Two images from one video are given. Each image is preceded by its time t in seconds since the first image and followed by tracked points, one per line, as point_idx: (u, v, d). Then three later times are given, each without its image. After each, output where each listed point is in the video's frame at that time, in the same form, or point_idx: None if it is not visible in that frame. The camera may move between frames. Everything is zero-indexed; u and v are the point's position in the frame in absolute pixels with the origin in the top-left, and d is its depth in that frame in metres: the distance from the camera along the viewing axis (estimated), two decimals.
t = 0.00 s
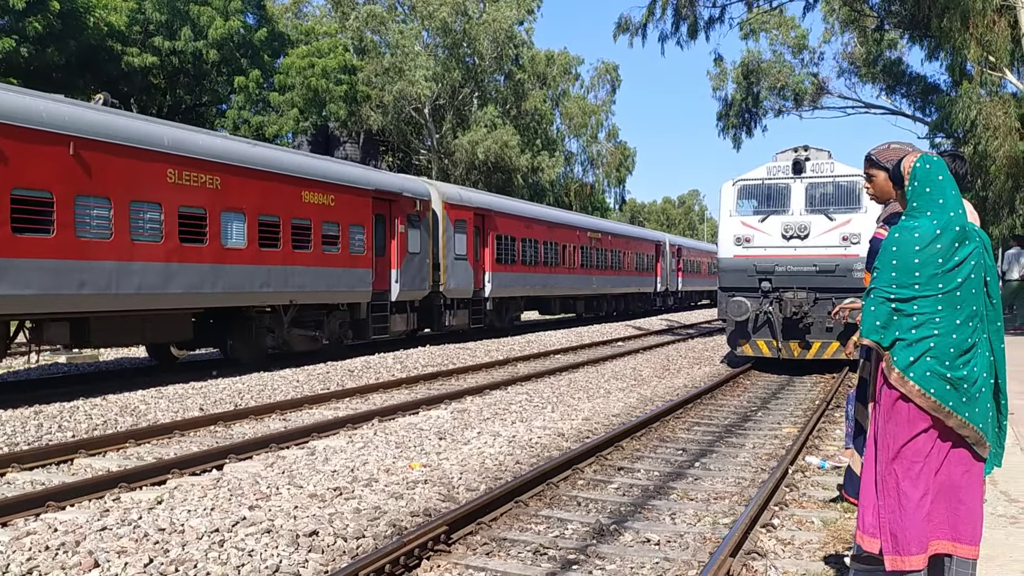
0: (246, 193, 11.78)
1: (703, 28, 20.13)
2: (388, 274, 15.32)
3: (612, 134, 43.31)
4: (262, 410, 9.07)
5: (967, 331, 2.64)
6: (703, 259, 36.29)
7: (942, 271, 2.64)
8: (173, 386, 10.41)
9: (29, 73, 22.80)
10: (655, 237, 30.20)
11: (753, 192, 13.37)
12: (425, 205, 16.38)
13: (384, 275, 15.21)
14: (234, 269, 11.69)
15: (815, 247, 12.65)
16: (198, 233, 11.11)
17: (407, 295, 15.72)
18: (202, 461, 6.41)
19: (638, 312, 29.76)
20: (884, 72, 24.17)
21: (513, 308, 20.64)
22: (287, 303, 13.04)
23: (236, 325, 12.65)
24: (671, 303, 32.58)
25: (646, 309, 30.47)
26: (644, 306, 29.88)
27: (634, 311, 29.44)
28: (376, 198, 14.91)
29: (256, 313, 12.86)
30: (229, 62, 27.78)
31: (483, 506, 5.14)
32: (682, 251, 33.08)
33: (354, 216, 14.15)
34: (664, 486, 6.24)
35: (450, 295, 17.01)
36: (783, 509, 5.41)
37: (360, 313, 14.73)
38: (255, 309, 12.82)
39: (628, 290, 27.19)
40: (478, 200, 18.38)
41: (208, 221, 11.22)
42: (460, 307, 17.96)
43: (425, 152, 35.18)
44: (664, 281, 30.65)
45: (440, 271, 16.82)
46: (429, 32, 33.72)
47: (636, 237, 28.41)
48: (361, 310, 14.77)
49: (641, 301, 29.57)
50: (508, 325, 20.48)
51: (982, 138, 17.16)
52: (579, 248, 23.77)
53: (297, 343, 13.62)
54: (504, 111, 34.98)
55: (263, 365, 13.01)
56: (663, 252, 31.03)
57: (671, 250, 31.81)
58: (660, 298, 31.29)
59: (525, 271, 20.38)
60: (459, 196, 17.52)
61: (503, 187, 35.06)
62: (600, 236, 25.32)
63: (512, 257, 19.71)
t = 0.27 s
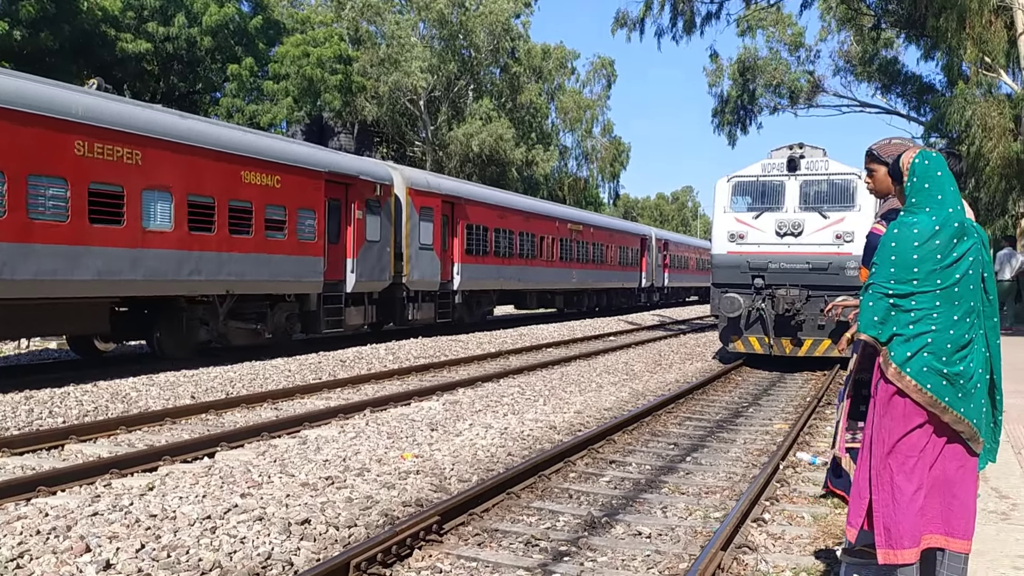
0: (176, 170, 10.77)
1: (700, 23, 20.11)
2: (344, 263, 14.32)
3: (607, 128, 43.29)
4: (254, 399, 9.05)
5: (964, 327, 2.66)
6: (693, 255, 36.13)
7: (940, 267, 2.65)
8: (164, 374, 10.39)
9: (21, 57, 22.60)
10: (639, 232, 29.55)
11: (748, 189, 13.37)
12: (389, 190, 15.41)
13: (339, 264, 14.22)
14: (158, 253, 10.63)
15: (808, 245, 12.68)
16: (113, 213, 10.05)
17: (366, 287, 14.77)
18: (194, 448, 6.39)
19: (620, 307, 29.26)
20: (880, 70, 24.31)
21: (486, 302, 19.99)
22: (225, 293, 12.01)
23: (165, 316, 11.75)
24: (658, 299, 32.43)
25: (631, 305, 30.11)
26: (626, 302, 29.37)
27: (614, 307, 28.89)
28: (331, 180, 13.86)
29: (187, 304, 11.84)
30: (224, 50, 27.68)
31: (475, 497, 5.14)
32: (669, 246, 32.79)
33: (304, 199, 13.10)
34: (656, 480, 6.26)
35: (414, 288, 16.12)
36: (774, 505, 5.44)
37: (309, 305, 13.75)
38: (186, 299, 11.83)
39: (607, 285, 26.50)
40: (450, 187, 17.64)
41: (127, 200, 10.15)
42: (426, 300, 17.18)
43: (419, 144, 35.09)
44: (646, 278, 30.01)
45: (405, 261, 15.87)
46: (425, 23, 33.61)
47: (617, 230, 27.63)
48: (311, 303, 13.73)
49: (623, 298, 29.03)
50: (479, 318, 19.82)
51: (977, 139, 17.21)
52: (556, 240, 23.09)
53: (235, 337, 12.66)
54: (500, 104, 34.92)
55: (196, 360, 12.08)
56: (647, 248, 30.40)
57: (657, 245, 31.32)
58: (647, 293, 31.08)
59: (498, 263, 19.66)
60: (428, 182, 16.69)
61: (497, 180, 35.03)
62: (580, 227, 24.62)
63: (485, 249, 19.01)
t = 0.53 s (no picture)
0: (89, 139, 9.66)
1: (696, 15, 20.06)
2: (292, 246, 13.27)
3: (600, 120, 43.23)
4: (243, 385, 9.03)
5: (959, 323, 2.68)
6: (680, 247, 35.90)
7: (936, 263, 2.67)
8: (153, 358, 10.35)
9: (12, 36, 22.36)
10: (617, 224, 28.75)
11: (740, 182, 13.40)
12: (342, 169, 14.32)
13: (284, 249, 13.11)
14: (62, 233, 9.47)
15: (799, 239, 12.72)
16: (7, 185, 8.86)
17: (317, 274, 13.73)
18: (183, 433, 6.37)
19: (600, 300, 28.67)
20: (873, 67, 24.34)
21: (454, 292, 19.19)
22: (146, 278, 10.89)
23: (78, 304, 10.71)
24: (643, 292, 32.23)
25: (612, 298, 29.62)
26: (606, 295, 28.71)
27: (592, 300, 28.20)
28: (273, 157, 12.74)
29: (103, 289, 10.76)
30: (217, 34, 27.48)
31: (464, 486, 5.14)
32: (653, 237, 32.42)
33: (242, 175, 11.98)
34: (645, 471, 6.29)
35: (370, 275, 15.15)
36: (762, 497, 5.47)
37: (249, 293, 12.62)
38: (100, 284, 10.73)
39: (582, 277, 25.68)
40: (413, 170, 16.77)
41: (25, 170, 8.97)
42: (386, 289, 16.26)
43: (412, 132, 34.98)
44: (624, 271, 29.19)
45: (360, 248, 14.92)
46: (420, 11, 33.46)
47: (594, 220, 26.79)
48: (251, 291, 12.61)
49: (602, 291, 28.35)
50: (448, 310, 19.00)
51: (969, 137, 17.29)
52: (529, 228, 22.32)
53: (161, 327, 11.57)
54: (493, 94, 34.82)
55: (112, 352, 11.06)
56: (627, 239, 29.59)
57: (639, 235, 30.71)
58: (632, 286, 30.78)
59: (466, 251, 18.84)
60: (387, 164, 15.76)
61: (490, 170, 34.98)
62: (554, 216, 23.81)
63: (452, 236, 18.22)
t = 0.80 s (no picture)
0: None
1: (697, 11, 20.01)
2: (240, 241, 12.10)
3: (600, 117, 43.18)
4: (246, 382, 8.98)
5: (983, 311, 2.64)
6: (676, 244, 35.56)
7: (961, 249, 2.63)
8: (155, 356, 10.31)
9: (10, 35, 22.27)
10: (604, 219, 27.83)
11: (742, 178, 13.35)
12: (298, 157, 13.14)
13: (229, 244, 11.90)
14: None
15: (802, 235, 12.68)
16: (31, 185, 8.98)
17: (268, 271, 12.53)
18: (186, 430, 6.34)
19: (588, 299, 27.94)
20: (875, 61, 24.28)
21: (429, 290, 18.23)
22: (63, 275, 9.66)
23: None
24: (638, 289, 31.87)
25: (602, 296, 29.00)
26: (592, 293, 27.84)
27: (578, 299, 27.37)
28: (214, 142, 11.53)
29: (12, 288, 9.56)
30: (216, 32, 27.46)
31: (470, 482, 5.11)
32: (647, 233, 31.97)
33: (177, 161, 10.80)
34: (651, 466, 6.25)
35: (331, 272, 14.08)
36: (770, 492, 5.44)
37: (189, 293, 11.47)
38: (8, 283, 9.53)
39: (565, 274, 24.70)
40: (383, 160, 15.77)
41: None
42: (351, 288, 15.22)
43: (412, 129, 34.95)
44: (609, 270, 28.21)
45: (321, 243, 13.86)
46: (419, 8, 33.38)
47: (578, 215, 25.83)
48: (190, 291, 11.35)
49: (588, 289, 27.52)
50: (420, 310, 17.99)
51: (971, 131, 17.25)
52: (510, 222, 21.37)
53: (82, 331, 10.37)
54: (493, 91, 34.76)
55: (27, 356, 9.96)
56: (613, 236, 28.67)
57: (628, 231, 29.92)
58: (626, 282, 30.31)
59: (441, 247, 17.87)
60: (351, 152, 14.71)
61: (490, 167, 34.94)
62: (536, 210, 22.89)
63: (426, 230, 17.25)
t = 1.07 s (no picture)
0: None
1: (701, 13, 19.96)
2: (188, 255, 10.91)
3: (607, 125, 43.17)
4: (264, 398, 8.92)
5: None
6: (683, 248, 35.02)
7: (1008, 214, 2.58)
8: (172, 376, 10.26)
9: (20, 65, 22.45)
10: (600, 223, 26.74)
11: (755, 177, 13.24)
12: (256, 164, 11.97)
13: (177, 260, 10.76)
14: None
15: (818, 231, 12.54)
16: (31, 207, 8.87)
17: (224, 290, 11.33)
18: (206, 447, 6.27)
19: (586, 308, 26.84)
20: (882, 57, 24.11)
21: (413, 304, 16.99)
22: None
23: None
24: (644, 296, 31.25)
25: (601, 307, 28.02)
26: (588, 302, 26.60)
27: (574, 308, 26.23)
28: (155, 148, 10.43)
29: None
30: (222, 54, 27.65)
31: (497, 486, 5.02)
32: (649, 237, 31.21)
33: (109, 170, 9.69)
34: (678, 466, 6.13)
35: (299, 289, 12.85)
36: (802, 487, 5.32)
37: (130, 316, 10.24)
38: None
39: (562, 283, 23.49)
40: (356, 166, 14.58)
41: None
42: (323, 304, 14.00)
43: (419, 144, 35.03)
44: (609, 278, 27.01)
45: (286, 256, 12.64)
46: (422, 23, 33.52)
47: (573, 220, 24.73)
48: (131, 313, 10.20)
49: (586, 294, 26.35)
50: (405, 327, 16.68)
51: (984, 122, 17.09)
52: (500, 230, 20.17)
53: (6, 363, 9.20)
54: (499, 103, 34.79)
55: None
56: (609, 241, 27.55)
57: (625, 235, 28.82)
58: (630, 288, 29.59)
59: (424, 257, 16.65)
60: (318, 157, 13.50)
61: (498, 179, 34.93)
62: (528, 216, 21.70)
63: (406, 240, 16.05)
